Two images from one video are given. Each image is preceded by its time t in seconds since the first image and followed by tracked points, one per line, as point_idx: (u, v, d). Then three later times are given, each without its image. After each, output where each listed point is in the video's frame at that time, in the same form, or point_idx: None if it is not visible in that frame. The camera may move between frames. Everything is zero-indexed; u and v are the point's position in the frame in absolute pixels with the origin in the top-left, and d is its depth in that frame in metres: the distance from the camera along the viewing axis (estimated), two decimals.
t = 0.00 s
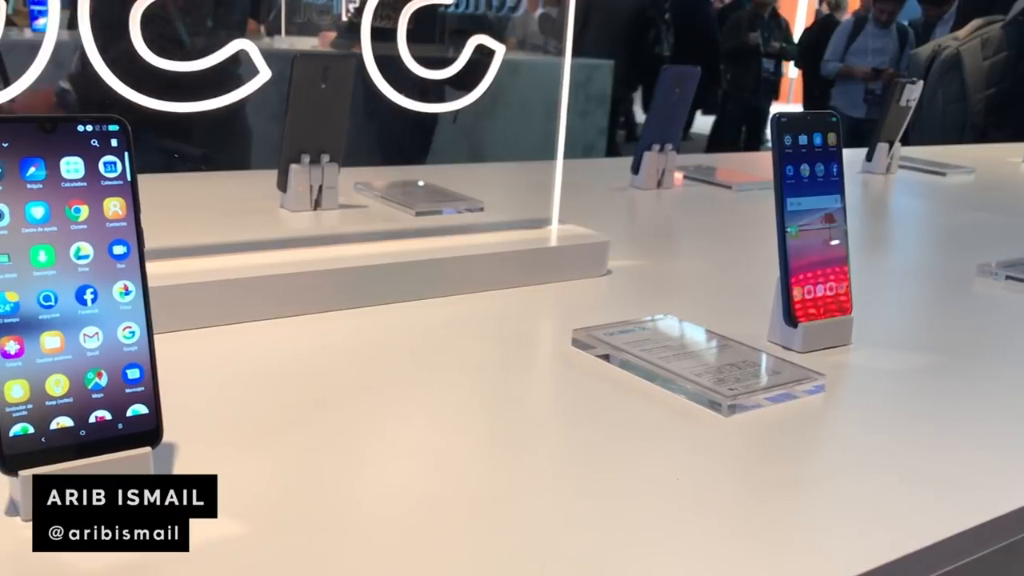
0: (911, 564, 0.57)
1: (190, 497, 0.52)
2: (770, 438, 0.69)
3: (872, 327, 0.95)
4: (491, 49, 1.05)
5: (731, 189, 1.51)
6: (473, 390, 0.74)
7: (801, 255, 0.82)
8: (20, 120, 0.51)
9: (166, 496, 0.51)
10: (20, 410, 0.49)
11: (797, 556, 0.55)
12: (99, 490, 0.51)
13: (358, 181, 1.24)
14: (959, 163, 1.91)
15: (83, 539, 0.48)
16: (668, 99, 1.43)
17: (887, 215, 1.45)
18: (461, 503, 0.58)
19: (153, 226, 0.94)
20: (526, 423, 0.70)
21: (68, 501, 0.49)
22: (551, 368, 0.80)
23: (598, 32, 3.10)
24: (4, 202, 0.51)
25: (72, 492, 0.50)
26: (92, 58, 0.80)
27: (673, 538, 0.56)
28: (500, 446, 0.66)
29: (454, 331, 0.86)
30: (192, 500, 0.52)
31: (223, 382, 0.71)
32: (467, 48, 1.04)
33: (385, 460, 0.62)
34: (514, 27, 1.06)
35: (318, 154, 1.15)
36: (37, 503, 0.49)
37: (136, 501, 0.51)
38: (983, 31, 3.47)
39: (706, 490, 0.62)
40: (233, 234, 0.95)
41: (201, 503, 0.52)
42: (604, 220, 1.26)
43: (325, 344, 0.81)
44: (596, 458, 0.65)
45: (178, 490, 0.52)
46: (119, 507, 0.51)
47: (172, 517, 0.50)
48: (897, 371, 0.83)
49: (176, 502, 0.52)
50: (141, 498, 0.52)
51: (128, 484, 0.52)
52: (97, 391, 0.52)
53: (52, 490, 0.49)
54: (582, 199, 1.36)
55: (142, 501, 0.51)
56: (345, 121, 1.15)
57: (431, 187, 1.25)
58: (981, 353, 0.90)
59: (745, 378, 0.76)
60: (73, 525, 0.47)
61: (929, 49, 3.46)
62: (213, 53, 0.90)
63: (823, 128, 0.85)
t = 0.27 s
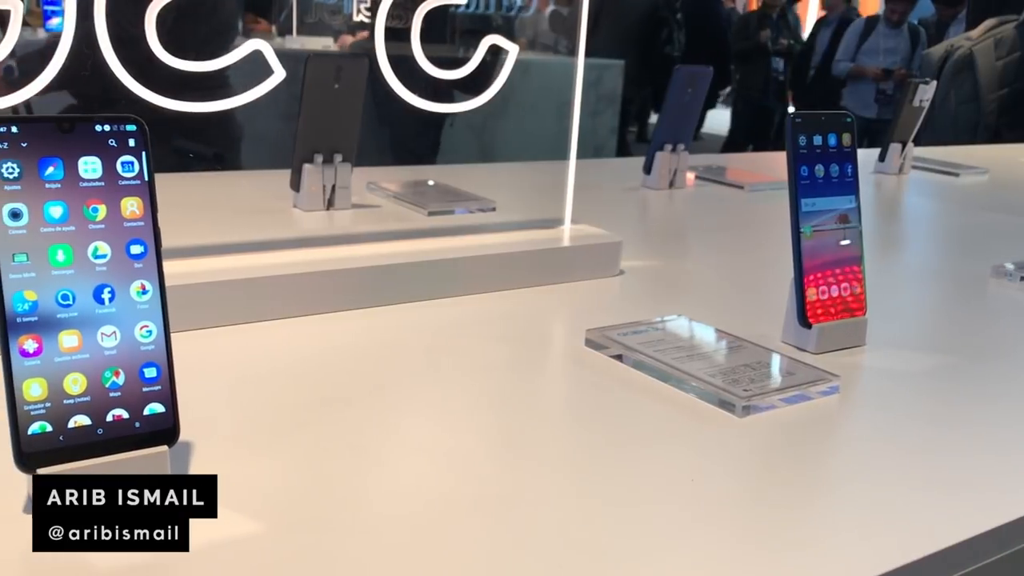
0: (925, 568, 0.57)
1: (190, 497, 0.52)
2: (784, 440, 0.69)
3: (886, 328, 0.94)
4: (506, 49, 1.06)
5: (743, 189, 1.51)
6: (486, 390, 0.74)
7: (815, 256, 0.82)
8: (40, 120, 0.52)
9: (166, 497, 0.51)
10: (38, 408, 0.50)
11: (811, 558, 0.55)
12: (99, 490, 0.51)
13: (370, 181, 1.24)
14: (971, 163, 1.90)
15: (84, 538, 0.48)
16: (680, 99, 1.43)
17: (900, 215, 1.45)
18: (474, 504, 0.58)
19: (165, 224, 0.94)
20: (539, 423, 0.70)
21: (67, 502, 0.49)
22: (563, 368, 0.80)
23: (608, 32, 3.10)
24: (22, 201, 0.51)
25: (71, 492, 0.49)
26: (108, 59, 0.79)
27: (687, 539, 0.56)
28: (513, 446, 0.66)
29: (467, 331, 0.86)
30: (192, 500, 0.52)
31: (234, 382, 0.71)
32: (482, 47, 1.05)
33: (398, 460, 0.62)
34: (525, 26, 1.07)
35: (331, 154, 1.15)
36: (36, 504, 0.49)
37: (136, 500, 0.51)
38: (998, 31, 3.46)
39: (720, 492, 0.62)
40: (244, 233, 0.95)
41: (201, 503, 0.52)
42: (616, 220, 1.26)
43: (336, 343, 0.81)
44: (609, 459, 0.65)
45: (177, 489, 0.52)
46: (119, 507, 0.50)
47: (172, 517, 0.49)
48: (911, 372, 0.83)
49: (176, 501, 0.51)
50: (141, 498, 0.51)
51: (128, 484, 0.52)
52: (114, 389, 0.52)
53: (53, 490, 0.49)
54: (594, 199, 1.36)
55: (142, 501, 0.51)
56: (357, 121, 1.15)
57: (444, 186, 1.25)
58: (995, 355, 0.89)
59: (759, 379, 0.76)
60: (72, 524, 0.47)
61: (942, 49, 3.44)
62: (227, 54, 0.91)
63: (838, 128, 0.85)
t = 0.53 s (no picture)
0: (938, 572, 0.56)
1: (190, 497, 0.51)
2: (797, 442, 0.69)
3: (900, 329, 0.94)
4: (519, 49, 1.06)
5: (755, 189, 1.51)
6: (498, 390, 0.74)
7: (828, 257, 0.82)
8: (56, 120, 0.53)
9: (166, 496, 0.51)
10: (55, 407, 0.50)
11: (824, 561, 0.55)
12: (99, 490, 0.51)
13: (382, 181, 1.24)
14: (986, 164, 1.89)
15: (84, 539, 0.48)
16: (693, 99, 1.43)
17: (913, 216, 1.44)
18: (485, 504, 0.58)
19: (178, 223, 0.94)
20: (552, 424, 0.69)
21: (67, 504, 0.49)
22: (576, 368, 0.80)
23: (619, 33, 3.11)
24: (39, 200, 0.52)
25: (72, 492, 0.49)
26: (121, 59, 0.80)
27: (699, 541, 0.56)
28: (525, 447, 0.66)
29: (479, 331, 0.86)
30: (192, 500, 0.52)
31: (246, 381, 0.71)
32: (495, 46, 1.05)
33: (410, 460, 0.62)
34: (536, 26, 1.08)
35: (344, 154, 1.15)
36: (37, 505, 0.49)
37: (136, 501, 0.51)
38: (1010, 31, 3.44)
39: (733, 494, 0.62)
40: (256, 232, 0.95)
41: (201, 502, 0.52)
42: (628, 220, 1.26)
43: (348, 343, 0.81)
44: (622, 460, 0.65)
45: (177, 489, 0.51)
46: (119, 507, 0.50)
47: (172, 517, 0.49)
48: (926, 373, 0.82)
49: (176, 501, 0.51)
50: (141, 498, 0.51)
51: (129, 484, 0.51)
52: (131, 388, 0.52)
53: (53, 490, 0.49)
54: (606, 199, 1.36)
55: (142, 501, 0.51)
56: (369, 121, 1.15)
57: (456, 186, 1.25)
58: (1010, 357, 0.89)
59: (773, 380, 0.76)
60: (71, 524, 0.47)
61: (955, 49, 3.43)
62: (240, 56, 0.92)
63: (853, 129, 0.84)
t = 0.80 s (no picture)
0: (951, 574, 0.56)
1: (190, 497, 0.51)
2: (812, 442, 0.69)
3: (914, 330, 0.94)
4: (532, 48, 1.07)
5: (767, 189, 1.50)
6: (511, 390, 0.74)
7: (843, 258, 0.81)
8: (74, 118, 0.52)
9: (166, 496, 0.50)
10: (72, 405, 0.50)
11: (839, 563, 0.54)
12: (99, 490, 0.50)
13: (394, 180, 1.24)
14: (999, 165, 1.88)
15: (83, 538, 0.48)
16: (706, 99, 1.43)
17: (925, 216, 1.43)
18: (499, 504, 0.57)
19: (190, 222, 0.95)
20: (565, 424, 0.69)
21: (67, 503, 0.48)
22: (588, 368, 0.79)
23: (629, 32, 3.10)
24: (56, 198, 0.52)
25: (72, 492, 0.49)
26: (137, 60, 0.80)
27: (714, 542, 0.56)
28: (538, 446, 0.65)
29: (491, 331, 0.86)
30: (193, 500, 0.51)
31: (258, 379, 0.71)
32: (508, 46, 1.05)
33: (424, 460, 0.62)
34: (546, 26, 1.07)
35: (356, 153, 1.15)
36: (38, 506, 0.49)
37: (136, 500, 0.50)
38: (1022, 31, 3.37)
39: (747, 495, 0.61)
40: (268, 231, 0.96)
41: (201, 503, 0.51)
42: (640, 220, 1.25)
43: (360, 342, 0.81)
44: (636, 460, 0.65)
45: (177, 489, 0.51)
46: (119, 507, 0.50)
47: (172, 517, 0.49)
48: (941, 374, 0.82)
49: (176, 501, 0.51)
50: (141, 498, 0.50)
51: (129, 484, 0.51)
52: (147, 387, 0.53)
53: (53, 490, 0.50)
54: (618, 199, 1.36)
55: (142, 500, 0.50)
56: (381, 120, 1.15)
57: (468, 186, 1.24)
58: None
59: (787, 381, 0.76)
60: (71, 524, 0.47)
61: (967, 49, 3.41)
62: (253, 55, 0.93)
63: (867, 129, 0.84)
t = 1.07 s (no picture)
0: None
1: (190, 497, 0.51)
2: (826, 443, 0.68)
3: (928, 330, 0.93)
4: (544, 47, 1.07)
5: (779, 189, 1.50)
6: (524, 389, 0.74)
7: (857, 258, 0.81)
8: (91, 118, 0.52)
9: (166, 496, 0.50)
10: (87, 403, 0.50)
11: (855, 564, 0.54)
12: (99, 490, 0.50)
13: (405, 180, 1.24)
14: (1012, 164, 1.87)
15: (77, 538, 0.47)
16: (717, 98, 1.42)
17: (938, 216, 1.43)
18: (513, 503, 0.57)
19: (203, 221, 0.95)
20: (579, 423, 0.69)
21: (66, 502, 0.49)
22: (601, 368, 0.79)
23: (639, 32, 3.10)
24: (72, 196, 0.52)
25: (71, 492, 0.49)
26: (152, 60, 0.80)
27: (728, 542, 0.55)
28: (552, 445, 0.65)
29: (503, 330, 0.86)
30: (193, 501, 0.51)
31: (271, 378, 0.71)
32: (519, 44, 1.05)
33: (439, 459, 0.62)
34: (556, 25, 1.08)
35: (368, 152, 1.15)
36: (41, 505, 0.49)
37: (135, 500, 0.50)
38: None
39: (761, 495, 0.61)
40: (281, 230, 0.96)
41: (201, 503, 0.51)
42: (652, 219, 1.25)
43: (372, 341, 0.81)
44: (650, 460, 0.65)
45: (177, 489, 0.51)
46: (119, 507, 0.49)
47: (168, 517, 0.49)
48: (955, 375, 0.81)
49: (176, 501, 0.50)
50: (141, 498, 0.50)
51: (129, 484, 0.51)
52: (161, 385, 0.53)
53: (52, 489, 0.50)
54: (629, 198, 1.36)
55: (141, 500, 0.50)
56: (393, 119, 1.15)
57: (481, 185, 1.24)
58: None
59: (801, 381, 0.75)
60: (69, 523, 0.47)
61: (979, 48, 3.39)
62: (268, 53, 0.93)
63: (882, 128, 0.84)
